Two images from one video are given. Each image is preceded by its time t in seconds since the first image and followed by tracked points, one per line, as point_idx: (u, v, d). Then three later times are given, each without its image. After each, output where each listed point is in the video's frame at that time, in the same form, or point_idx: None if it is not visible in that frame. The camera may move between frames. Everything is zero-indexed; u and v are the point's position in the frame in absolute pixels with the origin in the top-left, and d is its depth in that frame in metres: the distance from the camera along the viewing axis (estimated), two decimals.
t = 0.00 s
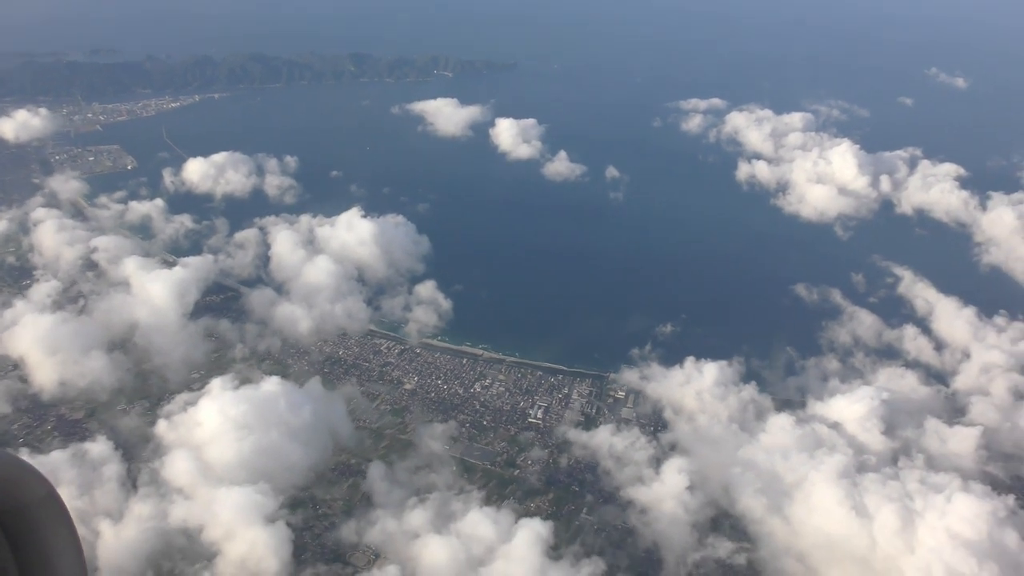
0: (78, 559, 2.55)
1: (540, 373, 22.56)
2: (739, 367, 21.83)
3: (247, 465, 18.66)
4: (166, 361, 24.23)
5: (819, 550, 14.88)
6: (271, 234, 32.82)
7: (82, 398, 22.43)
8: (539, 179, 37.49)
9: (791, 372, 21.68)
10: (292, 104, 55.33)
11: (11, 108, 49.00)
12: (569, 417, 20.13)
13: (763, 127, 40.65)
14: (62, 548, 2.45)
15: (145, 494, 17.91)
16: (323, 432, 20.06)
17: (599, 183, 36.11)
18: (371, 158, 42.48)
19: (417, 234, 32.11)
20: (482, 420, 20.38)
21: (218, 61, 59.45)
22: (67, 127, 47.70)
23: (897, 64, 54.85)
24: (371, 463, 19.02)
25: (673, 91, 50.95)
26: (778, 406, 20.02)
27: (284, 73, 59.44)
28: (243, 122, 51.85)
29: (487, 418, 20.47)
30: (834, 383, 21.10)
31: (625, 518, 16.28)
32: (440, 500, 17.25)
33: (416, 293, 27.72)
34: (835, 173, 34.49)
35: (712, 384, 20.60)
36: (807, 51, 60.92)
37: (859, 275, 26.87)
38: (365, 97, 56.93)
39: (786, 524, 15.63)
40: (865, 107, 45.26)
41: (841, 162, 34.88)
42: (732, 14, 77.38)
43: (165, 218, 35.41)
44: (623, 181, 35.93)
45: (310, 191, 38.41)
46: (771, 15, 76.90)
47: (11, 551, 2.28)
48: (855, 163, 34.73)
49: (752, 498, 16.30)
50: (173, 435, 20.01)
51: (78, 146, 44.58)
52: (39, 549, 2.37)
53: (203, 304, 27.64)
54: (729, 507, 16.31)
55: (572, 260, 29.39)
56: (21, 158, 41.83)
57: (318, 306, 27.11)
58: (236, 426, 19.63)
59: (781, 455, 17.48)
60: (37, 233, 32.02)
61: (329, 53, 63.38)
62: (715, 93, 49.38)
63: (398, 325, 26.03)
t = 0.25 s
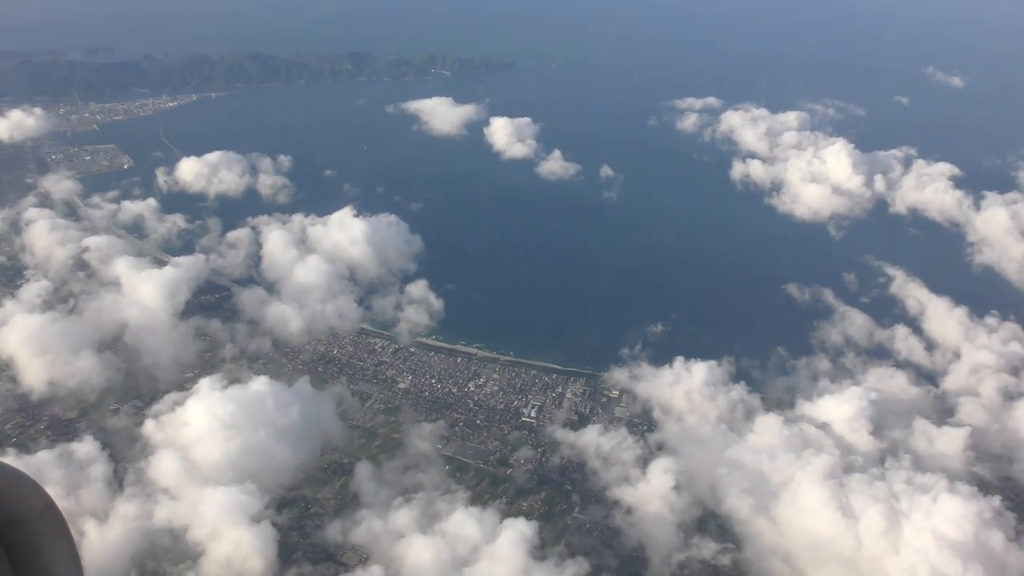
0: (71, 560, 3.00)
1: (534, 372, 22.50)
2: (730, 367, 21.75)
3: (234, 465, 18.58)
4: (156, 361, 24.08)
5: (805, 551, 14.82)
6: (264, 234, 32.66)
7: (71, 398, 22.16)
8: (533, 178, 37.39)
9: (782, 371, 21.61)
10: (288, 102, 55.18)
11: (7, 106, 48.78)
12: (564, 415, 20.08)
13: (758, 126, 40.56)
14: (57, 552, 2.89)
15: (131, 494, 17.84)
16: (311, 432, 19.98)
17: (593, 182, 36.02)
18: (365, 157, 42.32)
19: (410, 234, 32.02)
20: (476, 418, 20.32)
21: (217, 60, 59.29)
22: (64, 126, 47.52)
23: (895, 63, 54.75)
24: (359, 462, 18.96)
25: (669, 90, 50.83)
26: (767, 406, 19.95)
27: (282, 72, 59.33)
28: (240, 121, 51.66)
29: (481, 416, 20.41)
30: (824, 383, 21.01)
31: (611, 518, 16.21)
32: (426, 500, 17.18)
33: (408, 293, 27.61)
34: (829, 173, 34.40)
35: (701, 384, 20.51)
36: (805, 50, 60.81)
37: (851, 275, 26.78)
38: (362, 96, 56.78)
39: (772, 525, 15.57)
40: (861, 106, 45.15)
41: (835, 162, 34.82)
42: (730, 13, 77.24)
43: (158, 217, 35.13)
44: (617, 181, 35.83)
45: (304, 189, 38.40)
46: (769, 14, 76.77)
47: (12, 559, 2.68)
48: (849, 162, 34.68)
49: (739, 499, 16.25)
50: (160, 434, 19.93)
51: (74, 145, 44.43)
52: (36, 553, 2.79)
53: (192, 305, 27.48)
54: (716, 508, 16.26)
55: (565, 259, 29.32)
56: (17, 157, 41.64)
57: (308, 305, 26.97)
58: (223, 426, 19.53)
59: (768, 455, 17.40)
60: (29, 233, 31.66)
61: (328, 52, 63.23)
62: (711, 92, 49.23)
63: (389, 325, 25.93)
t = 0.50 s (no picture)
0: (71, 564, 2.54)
1: (528, 365, 22.45)
2: (720, 362, 21.69)
3: (222, 458, 18.52)
4: (147, 354, 23.81)
5: (792, 545, 14.82)
6: (257, 227, 32.48)
7: (62, 392, 21.83)
8: (528, 172, 37.21)
9: (773, 366, 21.54)
10: (284, 95, 54.87)
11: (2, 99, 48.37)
12: (558, 409, 20.02)
13: (754, 120, 40.38)
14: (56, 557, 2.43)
15: (118, 488, 17.76)
16: (300, 426, 19.92)
17: (588, 175, 35.87)
18: (360, 150, 42.10)
19: (403, 227, 31.88)
20: (470, 412, 20.28)
21: (214, 53, 58.92)
22: (59, 119, 47.16)
23: (893, 57, 54.46)
24: (348, 456, 18.92)
25: (667, 83, 50.53)
26: (757, 400, 19.92)
27: (279, 65, 58.95)
28: (236, 114, 51.33)
29: (475, 410, 20.37)
30: (815, 378, 20.96)
31: (598, 513, 16.16)
32: (413, 494, 17.16)
33: (400, 286, 27.48)
34: (824, 168, 34.27)
35: (690, 378, 20.45)
36: (803, 44, 60.50)
37: (845, 269, 26.70)
38: (358, 89, 56.44)
39: (759, 519, 15.55)
40: (858, 101, 44.97)
41: (830, 156, 34.68)
42: (729, 7, 76.84)
43: (152, 210, 34.74)
44: (612, 174, 35.68)
45: (298, 183, 38.22)
46: (768, 8, 76.39)
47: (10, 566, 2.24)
48: (844, 157, 34.57)
49: (726, 493, 16.23)
50: (149, 428, 19.84)
51: (70, 138, 44.07)
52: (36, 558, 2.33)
53: (184, 297, 27.20)
54: (703, 503, 16.25)
55: (558, 253, 29.22)
56: (12, 149, 41.28)
57: (300, 298, 26.82)
58: (212, 419, 19.46)
59: (756, 450, 17.38)
60: (21, 227, 30.87)
61: (325, 45, 62.85)
62: (708, 86, 49.00)
63: (381, 319, 25.82)
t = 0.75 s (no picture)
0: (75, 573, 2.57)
1: (523, 358, 22.37)
2: (713, 355, 21.59)
3: (212, 451, 18.49)
4: (140, 347, 23.61)
5: (780, 539, 14.81)
6: (251, 219, 32.30)
7: (53, 384, 21.69)
8: (524, 164, 36.97)
9: (766, 359, 21.43)
10: (281, 87, 54.52)
11: None
12: (553, 402, 19.98)
13: (751, 112, 40.09)
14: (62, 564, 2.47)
15: (108, 481, 17.71)
16: (291, 418, 19.85)
17: (584, 167, 35.67)
18: (355, 142, 41.83)
19: (397, 220, 31.69)
20: (466, 404, 20.26)
21: (213, 44, 58.55)
22: (57, 111, 46.90)
23: (894, 48, 54.00)
24: (338, 448, 18.90)
25: (666, 74, 50.16)
26: (749, 393, 19.83)
27: (278, 57, 58.59)
28: (234, 106, 51.02)
29: (470, 403, 20.34)
30: (807, 371, 20.86)
31: (586, 507, 16.12)
32: (401, 487, 17.14)
33: (394, 279, 27.35)
34: (821, 160, 34.04)
35: (682, 371, 20.35)
36: (804, 35, 60.02)
37: (840, 262, 26.54)
38: (356, 81, 56.09)
39: (748, 513, 15.55)
40: (857, 92, 44.63)
41: (827, 148, 34.44)
42: None
43: (147, 202, 34.55)
44: (608, 167, 35.47)
45: (293, 175, 38.02)
46: None
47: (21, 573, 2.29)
48: (842, 149, 34.34)
49: (715, 487, 16.18)
50: (140, 421, 19.80)
51: (69, 130, 43.84)
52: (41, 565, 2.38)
53: (177, 290, 26.99)
54: (693, 496, 16.20)
55: (553, 245, 29.09)
56: (10, 141, 41.05)
57: (293, 291, 26.69)
58: (201, 412, 19.42)
59: (745, 443, 17.33)
60: (14, 219, 30.44)
61: (323, 36, 62.45)
62: (708, 77, 48.62)
63: (374, 311, 25.71)
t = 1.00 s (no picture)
0: None
1: (519, 353, 22.31)
2: (704, 351, 21.52)
3: (201, 446, 18.45)
4: (131, 340, 23.42)
5: (768, 535, 14.82)
6: (244, 214, 32.15)
7: (44, 378, 21.52)
8: (519, 158, 36.81)
9: (758, 355, 21.37)
10: (278, 80, 54.24)
11: None
12: (548, 397, 19.95)
13: (748, 106, 39.91)
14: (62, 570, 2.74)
15: (97, 475, 17.65)
16: (281, 413, 19.79)
17: (580, 162, 35.51)
18: (351, 135, 41.61)
19: (391, 215, 31.53)
20: (461, 399, 20.22)
21: (211, 37, 58.23)
22: (55, 104, 46.69)
23: (894, 42, 53.72)
24: (327, 443, 18.86)
25: (665, 68, 49.89)
26: (739, 389, 19.78)
27: (277, 50, 58.27)
28: (231, 99, 50.76)
29: (465, 397, 20.30)
30: (799, 366, 20.82)
31: (575, 502, 16.10)
32: (390, 483, 17.12)
33: (387, 274, 27.24)
34: (817, 155, 33.89)
35: (673, 367, 20.30)
36: (804, 29, 59.69)
37: (835, 257, 26.44)
38: (354, 74, 55.80)
39: (737, 509, 15.55)
40: (855, 86, 44.42)
41: (824, 143, 34.29)
42: None
43: (141, 196, 34.38)
44: (604, 161, 35.32)
45: (287, 169, 37.84)
46: None
47: None
48: (838, 143, 34.18)
49: (703, 483, 16.19)
50: (129, 416, 19.76)
51: (66, 123, 43.64)
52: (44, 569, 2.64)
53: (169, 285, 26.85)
54: (681, 491, 16.19)
55: (549, 239, 28.99)
56: (7, 134, 40.85)
57: (286, 286, 26.57)
58: (191, 407, 19.38)
59: (734, 439, 17.33)
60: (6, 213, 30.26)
61: (322, 29, 62.08)
62: (706, 71, 48.36)
63: (367, 306, 25.62)
